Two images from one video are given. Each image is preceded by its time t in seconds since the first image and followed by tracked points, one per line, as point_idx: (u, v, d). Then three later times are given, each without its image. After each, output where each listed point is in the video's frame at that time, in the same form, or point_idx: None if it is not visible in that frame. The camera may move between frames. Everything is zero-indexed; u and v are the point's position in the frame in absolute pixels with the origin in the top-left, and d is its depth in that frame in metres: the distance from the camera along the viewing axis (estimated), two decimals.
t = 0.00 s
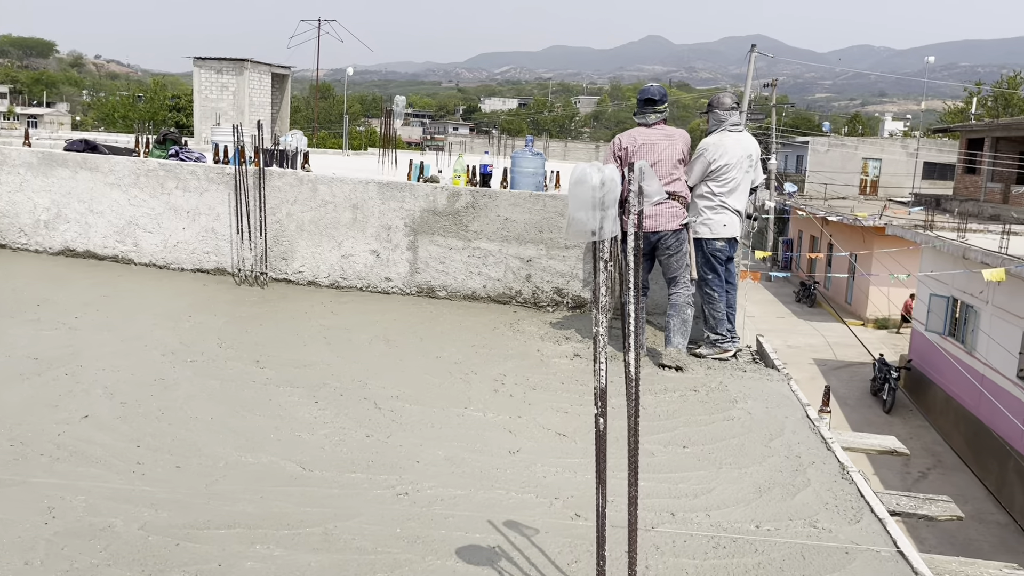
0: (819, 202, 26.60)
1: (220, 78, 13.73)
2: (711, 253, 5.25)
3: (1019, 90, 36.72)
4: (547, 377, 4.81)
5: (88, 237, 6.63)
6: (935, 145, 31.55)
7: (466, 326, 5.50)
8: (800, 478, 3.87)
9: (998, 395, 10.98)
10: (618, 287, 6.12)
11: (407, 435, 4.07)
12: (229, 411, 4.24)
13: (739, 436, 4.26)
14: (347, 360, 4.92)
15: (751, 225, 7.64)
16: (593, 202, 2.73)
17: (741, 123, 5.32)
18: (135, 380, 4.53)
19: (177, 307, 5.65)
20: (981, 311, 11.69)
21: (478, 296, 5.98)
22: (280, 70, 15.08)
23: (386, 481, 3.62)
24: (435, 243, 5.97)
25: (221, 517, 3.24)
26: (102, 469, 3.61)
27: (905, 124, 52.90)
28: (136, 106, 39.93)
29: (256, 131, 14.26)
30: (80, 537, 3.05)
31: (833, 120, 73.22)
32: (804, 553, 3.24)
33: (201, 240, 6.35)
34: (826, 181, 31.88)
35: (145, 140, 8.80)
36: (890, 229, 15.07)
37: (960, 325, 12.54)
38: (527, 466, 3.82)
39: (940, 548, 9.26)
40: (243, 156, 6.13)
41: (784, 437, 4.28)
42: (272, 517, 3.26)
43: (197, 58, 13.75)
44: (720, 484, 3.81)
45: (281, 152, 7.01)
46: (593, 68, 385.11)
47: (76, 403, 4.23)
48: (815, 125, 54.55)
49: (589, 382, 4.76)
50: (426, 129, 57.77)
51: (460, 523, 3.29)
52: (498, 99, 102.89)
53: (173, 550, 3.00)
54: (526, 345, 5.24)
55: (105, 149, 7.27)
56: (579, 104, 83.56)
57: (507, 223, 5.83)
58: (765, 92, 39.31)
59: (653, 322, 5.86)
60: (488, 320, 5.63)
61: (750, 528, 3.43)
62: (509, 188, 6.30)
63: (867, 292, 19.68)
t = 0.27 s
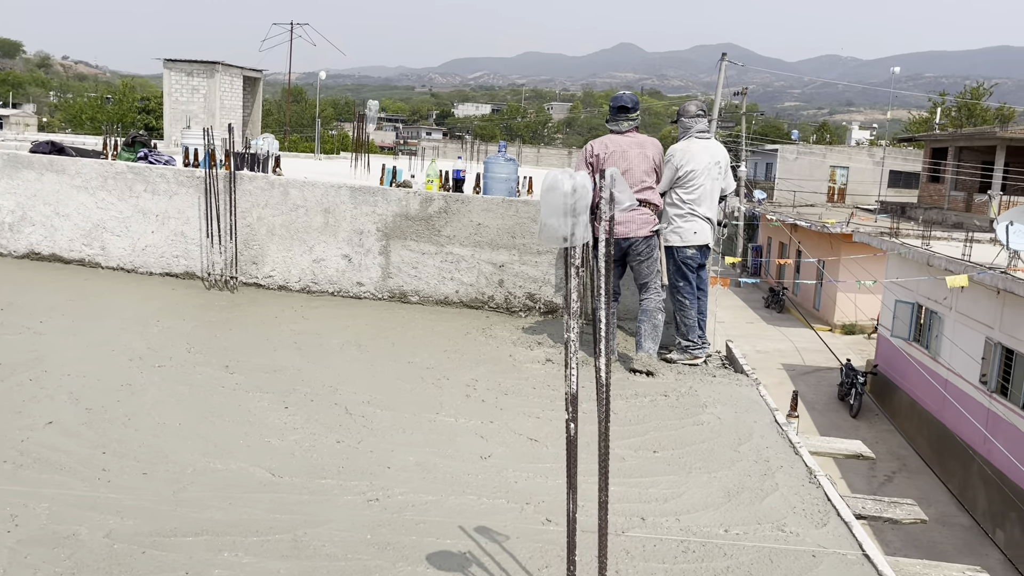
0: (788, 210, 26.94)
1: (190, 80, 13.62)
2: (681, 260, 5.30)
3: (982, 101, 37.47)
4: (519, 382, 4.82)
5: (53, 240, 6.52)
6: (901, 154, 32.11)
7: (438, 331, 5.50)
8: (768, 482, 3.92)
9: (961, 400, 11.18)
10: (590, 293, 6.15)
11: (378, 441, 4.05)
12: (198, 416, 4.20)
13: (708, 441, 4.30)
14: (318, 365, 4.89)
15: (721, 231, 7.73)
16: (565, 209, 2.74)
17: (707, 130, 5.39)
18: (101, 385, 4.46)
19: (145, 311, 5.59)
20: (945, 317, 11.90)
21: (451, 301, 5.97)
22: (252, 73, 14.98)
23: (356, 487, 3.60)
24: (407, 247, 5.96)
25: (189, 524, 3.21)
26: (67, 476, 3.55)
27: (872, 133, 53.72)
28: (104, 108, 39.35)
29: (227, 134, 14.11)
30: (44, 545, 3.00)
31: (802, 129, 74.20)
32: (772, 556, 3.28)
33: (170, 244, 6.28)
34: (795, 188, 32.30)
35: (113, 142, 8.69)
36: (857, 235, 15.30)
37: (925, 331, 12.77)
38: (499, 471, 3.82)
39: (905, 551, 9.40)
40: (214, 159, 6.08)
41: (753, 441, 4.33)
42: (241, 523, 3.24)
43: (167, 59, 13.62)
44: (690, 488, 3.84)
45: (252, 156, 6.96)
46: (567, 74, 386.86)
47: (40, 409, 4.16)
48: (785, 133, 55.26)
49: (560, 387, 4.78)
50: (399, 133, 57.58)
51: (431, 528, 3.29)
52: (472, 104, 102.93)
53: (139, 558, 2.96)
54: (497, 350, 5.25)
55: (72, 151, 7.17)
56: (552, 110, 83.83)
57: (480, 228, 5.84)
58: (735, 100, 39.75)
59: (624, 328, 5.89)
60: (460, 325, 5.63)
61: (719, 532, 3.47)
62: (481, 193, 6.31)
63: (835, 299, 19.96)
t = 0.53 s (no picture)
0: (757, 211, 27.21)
1: (157, 79, 13.46)
2: (649, 264, 5.38)
3: (946, 105, 38.18)
4: (488, 385, 4.81)
5: (14, 242, 6.39)
6: (867, 157, 32.58)
7: (407, 333, 5.47)
8: (735, 483, 3.94)
9: (926, 400, 11.35)
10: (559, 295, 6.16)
11: (345, 444, 4.02)
12: (162, 421, 4.13)
13: (676, 441, 4.32)
14: (285, 368, 4.85)
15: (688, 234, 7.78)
16: (531, 212, 2.73)
17: (673, 133, 5.44)
18: (62, 390, 4.38)
19: (109, 315, 5.49)
20: (911, 318, 12.08)
21: (421, 304, 5.95)
22: (220, 73, 14.82)
23: (323, 491, 3.57)
24: (376, 249, 5.92)
25: (151, 531, 3.15)
26: (26, 483, 3.47)
27: (839, 136, 54.49)
28: (68, 107, 38.62)
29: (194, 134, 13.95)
30: (1, 554, 2.93)
31: (771, 132, 75.08)
32: (738, 556, 3.30)
33: (135, 246, 6.18)
34: (765, 191, 32.63)
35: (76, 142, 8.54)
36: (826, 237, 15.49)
37: (891, 332, 12.95)
38: (467, 475, 3.81)
39: (872, 549, 9.52)
40: (180, 160, 6.00)
41: (720, 442, 4.36)
42: (205, 529, 3.19)
43: (133, 58, 13.45)
44: (658, 489, 3.85)
45: (219, 157, 6.88)
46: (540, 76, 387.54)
47: None
48: (754, 136, 55.80)
49: (529, 389, 4.78)
50: (370, 134, 57.25)
51: (398, 533, 3.26)
52: (444, 106, 102.66)
53: (99, 566, 2.91)
54: (467, 352, 5.24)
55: (34, 152, 7.03)
56: (525, 112, 83.97)
57: (450, 230, 5.82)
58: (705, 103, 40.10)
59: (594, 330, 5.91)
60: (430, 328, 5.60)
61: (686, 533, 3.48)
62: (451, 195, 6.29)
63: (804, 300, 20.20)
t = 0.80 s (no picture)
0: (731, 210, 27.41)
1: (126, 78, 13.29)
2: (620, 262, 5.40)
3: (915, 105, 38.75)
4: (461, 384, 4.80)
5: None
6: (839, 156, 32.94)
7: (382, 333, 5.45)
8: (708, 480, 3.97)
9: (897, 397, 11.49)
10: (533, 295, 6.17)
11: (318, 446, 3.99)
12: (132, 424, 4.08)
13: (649, 440, 4.35)
14: (257, 370, 4.80)
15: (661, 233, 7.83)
16: (502, 212, 2.72)
17: (648, 135, 5.48)
18: (28, 394, 4.30)
19: (77, 316, 5.41)
20: (882, 316, 12.23)
21: (395, 304, 5.93)
22: (191, 72, 14.66)
23: (295, 493, 3.54)
24: (350, 249, 5.89)
25: (120, 535, 3.11)
26: None
27: (811, 136, 55.08)
28: (35, 105, 37.97)
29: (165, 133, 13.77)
30: None
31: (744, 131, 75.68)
32: (710, 554, 3.32)
33: (104, 246, 6.09)
34: (738, 190, 32.89)
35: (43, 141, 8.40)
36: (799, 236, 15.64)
37: (863, 329, 13.10)
38: (441, 475, 3.80)
39: (845, 544, 9.62)
40: (150, 160, 5.93)
41: (693, 440, 4.38)
42: (175, 533, 3.15)
43: (103, 56, 13.27)
44: (631, 488, 3.87)
45: (189, 156, 6.81)
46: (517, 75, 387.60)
47: None
48: (727, 136, 56.18)
49: (503, 388, 4.77)
50: (344, 133, 56.90)
51: (370, 534, 3.25)
52: (419, 106, 102.30)
53: (66, 572, 2.86)
54: (442, 352, 5.22)
55: None
56: (500, 111, 83.98)
57: (424, 230, 5.80)
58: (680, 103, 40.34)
59: (568, 329, 5.92)
60: (404, 328, 5.58)
61: (659, 531, 3.50)
62: (425, 195, 6.28)
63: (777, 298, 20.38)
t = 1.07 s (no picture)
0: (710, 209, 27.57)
1: (101, 76, 13.14)
2: (595, 259, 5.40)
3: (890, 104, 39.17)
4: (439, 384, 4.79)
5: None
6: (816, 155, 33.22)
7: (359, 333, 5.42)
8: (685, 477, 3.98)
9: (874, 394, 11.61)
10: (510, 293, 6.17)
11: (295, 446, 3.97)
12: (106, 426, 4.03)
13: (627, 437, 4.36)
14: (234, 370, 4.76)
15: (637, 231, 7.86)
16: (477, 209, 2.68)
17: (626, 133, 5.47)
18: None
19: (50, 318, 5.34)
20: (858, 313, 12.34)
21: (373, 303, 5.90)
22: (166, 70, 14.51)
23: (272, 494, 3.51)
24: (327, 249, 5.85)
25: (93, 538, 3.07)
26: None
27: (788, 134, 55.46)
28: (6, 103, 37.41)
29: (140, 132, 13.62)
30: None
31: (722, 130, 76.12)
32: (687, 550, 3.33)
33: (78, 246, 6.01)
34: (716, 188, 33.08)
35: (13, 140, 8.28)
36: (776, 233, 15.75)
37: (839, 326, 13.23)
38: (419, 475, 3.79)
39: (823, 539, 9.71)
40: (123, 159, 5.86)
41: (671, 437, 4.40)
42: (149, 536, 3.12)
43: (76, 55, 13.11)
44: (609, 485, 3.87)
45: (164, 155, 6.74)
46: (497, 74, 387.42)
47: None
48: (706, 135, 56.51)
49: (482, 387, 4.77)
50: (323, 132, 56.58)
51: (347, 534, 3.23)
52: (398, 105, 101.97)
53: None
54: (420, 352, 5.21)
55: None
56: (480, 109, 83.90)
57: (402, 229, 5.78)
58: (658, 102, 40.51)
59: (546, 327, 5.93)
60: (383, 327, 5.56)
61: (637, 528, 3.51)
62: (403, 193, 6.26)
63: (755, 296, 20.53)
